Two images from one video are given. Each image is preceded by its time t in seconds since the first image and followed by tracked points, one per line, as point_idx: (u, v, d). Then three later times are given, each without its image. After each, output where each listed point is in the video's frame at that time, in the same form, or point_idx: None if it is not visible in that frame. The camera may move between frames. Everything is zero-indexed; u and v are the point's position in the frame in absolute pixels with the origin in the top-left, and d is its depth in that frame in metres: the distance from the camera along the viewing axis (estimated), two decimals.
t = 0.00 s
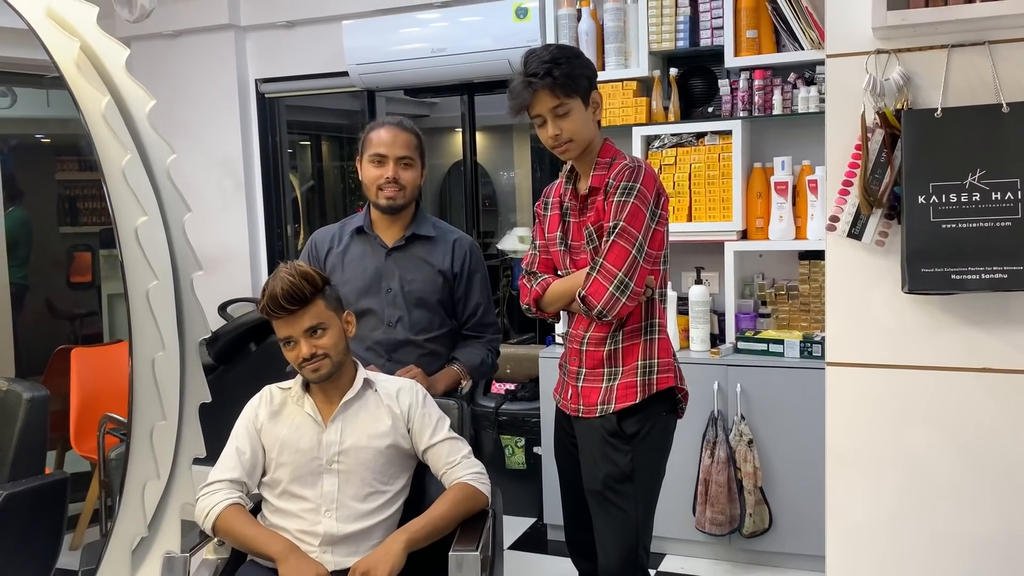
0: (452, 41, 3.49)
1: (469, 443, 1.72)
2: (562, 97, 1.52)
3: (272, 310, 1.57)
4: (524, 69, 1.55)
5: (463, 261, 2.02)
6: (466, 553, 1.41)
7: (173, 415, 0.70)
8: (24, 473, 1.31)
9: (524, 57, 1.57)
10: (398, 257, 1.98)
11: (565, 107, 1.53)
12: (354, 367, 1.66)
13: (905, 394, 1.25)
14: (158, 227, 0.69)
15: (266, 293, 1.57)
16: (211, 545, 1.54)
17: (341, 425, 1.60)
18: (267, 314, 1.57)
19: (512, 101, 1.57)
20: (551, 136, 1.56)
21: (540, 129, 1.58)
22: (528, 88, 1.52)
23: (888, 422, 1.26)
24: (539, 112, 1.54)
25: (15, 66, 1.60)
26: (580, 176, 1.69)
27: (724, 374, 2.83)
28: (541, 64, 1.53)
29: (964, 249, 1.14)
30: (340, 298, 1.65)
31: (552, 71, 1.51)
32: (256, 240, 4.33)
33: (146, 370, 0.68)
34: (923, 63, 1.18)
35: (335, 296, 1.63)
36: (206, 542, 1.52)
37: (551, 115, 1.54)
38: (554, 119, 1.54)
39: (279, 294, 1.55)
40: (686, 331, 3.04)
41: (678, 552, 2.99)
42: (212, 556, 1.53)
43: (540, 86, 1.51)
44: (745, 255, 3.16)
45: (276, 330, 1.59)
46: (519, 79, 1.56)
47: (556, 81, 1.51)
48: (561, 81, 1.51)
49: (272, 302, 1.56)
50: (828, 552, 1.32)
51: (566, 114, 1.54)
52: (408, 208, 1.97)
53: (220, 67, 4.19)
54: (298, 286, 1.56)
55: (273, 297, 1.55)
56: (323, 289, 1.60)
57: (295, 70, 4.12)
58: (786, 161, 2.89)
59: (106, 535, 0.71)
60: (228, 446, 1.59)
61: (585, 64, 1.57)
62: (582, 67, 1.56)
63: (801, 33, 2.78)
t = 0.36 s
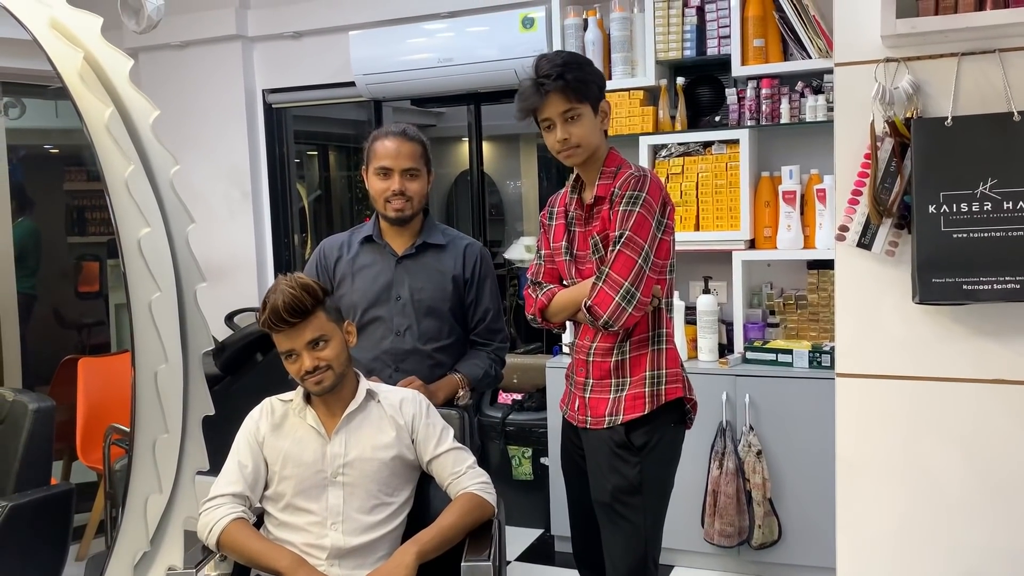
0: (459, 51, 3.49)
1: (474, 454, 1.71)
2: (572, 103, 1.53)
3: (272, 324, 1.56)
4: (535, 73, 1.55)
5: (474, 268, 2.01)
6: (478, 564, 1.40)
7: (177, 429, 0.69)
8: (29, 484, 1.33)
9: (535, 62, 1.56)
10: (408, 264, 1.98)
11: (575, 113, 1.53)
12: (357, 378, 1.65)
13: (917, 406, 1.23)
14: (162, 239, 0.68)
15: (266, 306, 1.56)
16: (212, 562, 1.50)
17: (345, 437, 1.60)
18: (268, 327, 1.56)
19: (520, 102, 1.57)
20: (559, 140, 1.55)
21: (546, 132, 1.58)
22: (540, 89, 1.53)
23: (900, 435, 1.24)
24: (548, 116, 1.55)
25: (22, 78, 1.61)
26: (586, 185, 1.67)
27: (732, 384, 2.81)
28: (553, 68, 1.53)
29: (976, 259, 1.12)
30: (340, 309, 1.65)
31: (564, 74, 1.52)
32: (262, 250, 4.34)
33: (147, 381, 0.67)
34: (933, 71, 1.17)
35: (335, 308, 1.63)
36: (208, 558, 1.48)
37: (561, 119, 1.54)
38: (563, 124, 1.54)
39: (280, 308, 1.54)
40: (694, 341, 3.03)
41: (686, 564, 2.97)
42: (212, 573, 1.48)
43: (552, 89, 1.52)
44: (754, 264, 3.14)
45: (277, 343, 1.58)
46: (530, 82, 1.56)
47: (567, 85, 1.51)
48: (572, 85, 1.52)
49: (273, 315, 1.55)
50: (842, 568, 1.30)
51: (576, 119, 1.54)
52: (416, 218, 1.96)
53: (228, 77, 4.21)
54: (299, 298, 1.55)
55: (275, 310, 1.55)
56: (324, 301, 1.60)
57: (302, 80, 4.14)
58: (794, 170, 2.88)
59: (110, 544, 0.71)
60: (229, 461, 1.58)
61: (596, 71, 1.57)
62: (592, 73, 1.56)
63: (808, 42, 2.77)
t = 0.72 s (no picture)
0: (464, 52, 3.49)
1: (479, 457, 1.69)
2: (585, 102, 1.51)
3: (274, 326, 1.55)
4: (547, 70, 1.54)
5: (478, 270, 1.99)
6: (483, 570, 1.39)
7: (176, 433, 0.68)
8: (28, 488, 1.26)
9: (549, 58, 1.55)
10: (411, 267, 1.97)
11: (587, 112, 1.52)
12: (362, 382, 1.64)
13: (929, 408, 1.21)
14: (161, 240, 0.67)
15: (269, 310, 1.56)
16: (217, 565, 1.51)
17: (350, 440, 1.59)
18: (271, 331, 1.56)
19: (532, 99, 1.56)
20: (569, 140, 1.54)
21: (557, 129, 1.56)
22: (553, 88, 1.51)
23: (911, 437, 1.22)
24: (560, 115, 1.53)
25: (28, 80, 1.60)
26: (593, 185, 1.66)
27: (740, 387, 2.79)
28: (567, 66, 1.51)
29: (987, 259, 1.10)
30: (345, 311, 1.63)
31: (578, 73, 1.50)
32: (268, 253, 4.34)
33: (146, 386, 0.66)
34: (944, 68, 1.16)
35: (338, 311, 1.62)
36: (213, 561, 1.49)
37: (573, 118, 1.52)
38: (574, 123, 1.53)
39: (282, 311, 1.54)
40: (701, 343, 3.01)
41: (694, 568, 2.94)
42: None
43: (565, 88, 1.50)
44: (761, 266, 3.12)
45: (280, 347, 1.58)
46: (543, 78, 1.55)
47: (581, 84, 1.49)
48: (587, 84, 1.50)
49: (275, 319, 1.54)
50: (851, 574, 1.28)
51: (589, 119, 1.53)
52: (418, 218, 1.95)
53: (234, 80, 4.21)
54: (301, 302, 1.55)
55: (276, 314, 1.54)
56: (326, 304, 1.59)
57: (308, 82, 4.13)
58: (802, 171, 2.86)
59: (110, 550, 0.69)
60: (235, 463, 1.57)
61: (610, 71, 1.56)
62: (606, 73, 1.55)
63: (816, 41, 2.75)
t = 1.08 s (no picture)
0: (469, 42, 3.47)
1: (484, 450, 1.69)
2: (586, 95, 1.49)
3: (276, 318, 1.55)
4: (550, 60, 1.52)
5: (484, 261, 1.98)
6: (487, 563, 1.37)
7: (175, 428, 0.74)
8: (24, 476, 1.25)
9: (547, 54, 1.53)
10: (416, 257, 1.96)
11: (589, 104, 1.50)
12: (365, 374, 1.64)
13: (942, 400, 1.19)
14: (158, 229, 0.72)
15: (270, 302, 1.55)
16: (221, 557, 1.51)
17: (353, 433, 1.58)
18: (272, 323, 1.55)
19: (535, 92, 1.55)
20: (573, 132, 1.53)
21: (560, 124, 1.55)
22: (553, 81, 1.49)
23: (922, 430, 1.21)
24: (561, 108, 1.51)
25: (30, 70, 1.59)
26: (599, 176, 1.65)
27: (747, 379, 2.77)
28: (567, 58, 1.49)
29: (1000, 249, 1.09)
30: (347, 303, 1.63)
31: (578, 66, 1.48)
32: (273, 245, 4.33)
33: (147, 380, 0.72)
34: (956, 55, 1.14)
35: (341, 302, 1.61)
36: (217, 555, 1.49)
37: (575, 111, 1.51)
38: (576, 115, 1.51)
39: (282, 303, 1.53)
40: (708, 335, 3.00)
41: (701, 561, 2.94)
42: (221, 569, 1.49)
43: (564, 81, 1.48)
44: (769, 257, 3.10)
45: (283, 339, 1.57)
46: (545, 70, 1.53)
47: (581, 77, 1.47)
48: (587, 77, 1.48)
49: (276, 311, 1.54)
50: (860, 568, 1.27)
51: (591, 111, 1.51)
52: (421, 205, 1.94)
53: (238, 72, 4.20)
54: (302, 293, 1.54)
55: (277, 306, 1.53)
56: (326, 295, 1.58)
57: (312, 74, 4.12)
58: (809, 162, 2.84)
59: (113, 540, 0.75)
60: (238, 456, 1.56)
61: (615, 62, 1.53)
62: (609, 64, 1.52)
63: (824, 31, 2.72)
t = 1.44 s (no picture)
0: (473, 33, 3.44)
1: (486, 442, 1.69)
2: (564, 91, 1.49)
3: (276, 311, 1.54)
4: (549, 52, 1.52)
5: (482, 251, 1.97)
6: (495, 557, 1.37)
7: (175, 421, 0.65)
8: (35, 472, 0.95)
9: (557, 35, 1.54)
10: (414, 247, 1.95)
11: (567, 100, 1.50)
12: (365, 366, 1.63)
13: (952, 393, 1.18)
14: (159, 224, 0.64)
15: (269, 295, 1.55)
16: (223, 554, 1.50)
17: (355, 426, 1.58)
18: (272, 316, 1.55)
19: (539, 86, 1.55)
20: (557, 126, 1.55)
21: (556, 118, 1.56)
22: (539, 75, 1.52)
23: (929, 423, 1.20)
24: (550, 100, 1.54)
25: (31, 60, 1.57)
26: (607, 167, 1.63)
27: (753, 371, 2.76)
28: (553, 53, 1.50)
29: (1011, 241, 1.07)
30: (348, 296, 1.62)
31: (554, 64, 1.48)
32: (277, 237, 4.33)
33: (144, 372, 0.63)
34: (968, 43, 1.12)
35: (341, 295, 1.60)
36: (218, 551, 1.48)
37: (557, 106, 1.52)
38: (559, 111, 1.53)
39: (281, 295, 1.52)
40: (714, 328, 2.96)
41: (706, 554, 2.93)
42: (224, 565, 1.48)
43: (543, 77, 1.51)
44: (775, 249, 3.08)
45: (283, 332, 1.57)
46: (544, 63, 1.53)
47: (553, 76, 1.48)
48: (564, 74, 1.47)
49: (275, 303, 1.53)
50: (868, 562, 1.26)
51: (568, 108, 1.51)
52: (422, 195, 1.94)
53: (242, 62, 4.19)
54: (302, 286, 1.53)
55: (276, 298, 1.53)
56: (327, 287, 1.57)
57: (315, 65, 4.10)
58: (817, 152, 2.81)
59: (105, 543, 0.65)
60: (239, 450, 1.56)
61: (613, 56, 1.49)
62: (604, 60, 1.48)
63: (832, 20, 2.70)
